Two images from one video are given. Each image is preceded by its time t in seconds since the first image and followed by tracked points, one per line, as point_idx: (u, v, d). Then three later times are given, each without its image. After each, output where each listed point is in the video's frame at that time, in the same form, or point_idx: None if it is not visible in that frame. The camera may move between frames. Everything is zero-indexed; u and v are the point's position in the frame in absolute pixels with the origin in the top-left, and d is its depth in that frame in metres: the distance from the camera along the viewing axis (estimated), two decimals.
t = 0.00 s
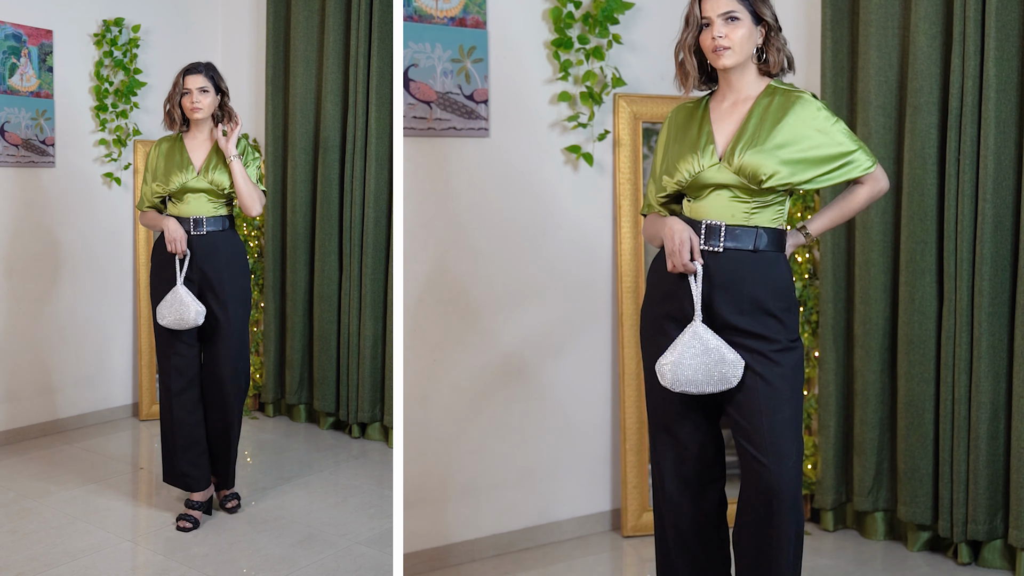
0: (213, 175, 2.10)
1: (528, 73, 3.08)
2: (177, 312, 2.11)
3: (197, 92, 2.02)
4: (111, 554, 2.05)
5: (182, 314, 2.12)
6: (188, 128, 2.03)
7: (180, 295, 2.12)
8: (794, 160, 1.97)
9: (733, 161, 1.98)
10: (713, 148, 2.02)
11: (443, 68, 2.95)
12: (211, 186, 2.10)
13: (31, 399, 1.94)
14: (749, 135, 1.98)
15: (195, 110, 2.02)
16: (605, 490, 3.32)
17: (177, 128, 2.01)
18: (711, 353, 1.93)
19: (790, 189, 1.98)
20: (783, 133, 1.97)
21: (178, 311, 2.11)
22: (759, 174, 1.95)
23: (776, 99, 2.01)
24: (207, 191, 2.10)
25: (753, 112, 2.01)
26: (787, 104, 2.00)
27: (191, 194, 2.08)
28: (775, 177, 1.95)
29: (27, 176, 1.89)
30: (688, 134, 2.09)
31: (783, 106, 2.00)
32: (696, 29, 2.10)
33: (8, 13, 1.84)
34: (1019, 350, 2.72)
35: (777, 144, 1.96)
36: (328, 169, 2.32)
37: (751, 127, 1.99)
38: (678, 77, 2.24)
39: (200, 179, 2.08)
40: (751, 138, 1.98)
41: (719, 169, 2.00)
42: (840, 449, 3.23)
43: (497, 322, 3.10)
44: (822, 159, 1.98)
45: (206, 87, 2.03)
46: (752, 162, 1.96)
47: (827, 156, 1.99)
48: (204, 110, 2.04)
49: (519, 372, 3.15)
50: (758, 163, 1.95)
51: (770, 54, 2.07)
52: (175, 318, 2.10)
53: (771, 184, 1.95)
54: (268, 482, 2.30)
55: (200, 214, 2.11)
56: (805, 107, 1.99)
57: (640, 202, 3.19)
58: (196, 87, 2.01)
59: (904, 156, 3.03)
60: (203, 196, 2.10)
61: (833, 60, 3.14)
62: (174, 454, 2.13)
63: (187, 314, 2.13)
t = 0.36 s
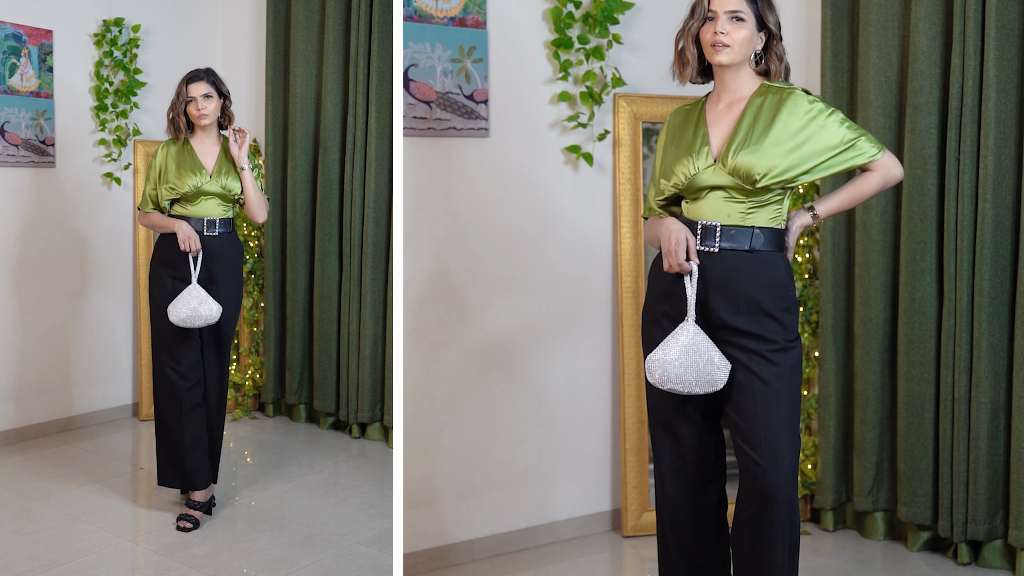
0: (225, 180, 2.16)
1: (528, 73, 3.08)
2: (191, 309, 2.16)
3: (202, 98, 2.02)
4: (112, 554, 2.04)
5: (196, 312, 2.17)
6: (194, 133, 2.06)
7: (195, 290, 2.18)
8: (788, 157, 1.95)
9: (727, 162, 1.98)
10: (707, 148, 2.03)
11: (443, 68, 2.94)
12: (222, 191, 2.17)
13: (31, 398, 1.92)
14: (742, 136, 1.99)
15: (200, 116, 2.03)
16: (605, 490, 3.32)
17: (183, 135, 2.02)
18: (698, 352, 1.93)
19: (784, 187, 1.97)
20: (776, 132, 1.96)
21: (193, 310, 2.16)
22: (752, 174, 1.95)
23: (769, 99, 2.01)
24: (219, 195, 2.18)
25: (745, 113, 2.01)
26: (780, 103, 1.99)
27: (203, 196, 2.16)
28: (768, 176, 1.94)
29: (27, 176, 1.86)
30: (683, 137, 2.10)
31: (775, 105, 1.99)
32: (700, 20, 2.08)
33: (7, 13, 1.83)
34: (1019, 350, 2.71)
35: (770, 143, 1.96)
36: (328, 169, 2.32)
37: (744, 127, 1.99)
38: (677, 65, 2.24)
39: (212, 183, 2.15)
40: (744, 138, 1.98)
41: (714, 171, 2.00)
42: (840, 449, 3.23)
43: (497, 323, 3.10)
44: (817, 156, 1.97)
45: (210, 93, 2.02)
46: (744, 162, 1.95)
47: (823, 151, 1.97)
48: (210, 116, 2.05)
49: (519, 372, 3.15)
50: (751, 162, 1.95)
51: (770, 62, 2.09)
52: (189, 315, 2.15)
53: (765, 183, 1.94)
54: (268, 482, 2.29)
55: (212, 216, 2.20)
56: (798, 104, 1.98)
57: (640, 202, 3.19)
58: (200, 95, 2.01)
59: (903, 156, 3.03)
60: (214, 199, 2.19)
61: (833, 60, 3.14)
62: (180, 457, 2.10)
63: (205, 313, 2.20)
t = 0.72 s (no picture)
0: (226, 180, 2.10)
1: (528, 72, 3.08)
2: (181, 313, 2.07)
3: (205, 100, 2.02)
4: (112, 555, 2.05)
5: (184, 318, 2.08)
6: (197, 133, 2.03)
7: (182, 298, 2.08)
8: (782, 156, 1.95)
9: (723, 162, 1.98)
10: (704, 149, 2.04)
11: (443, 68, 2.94)
12: (223, 190, 2.10)
13: (32, 399, 1.92)
14: (737, 136, 1.98)
15: (202, 117, 2.03)
16: (605, 490, 3.32)
17: (185, 134, 2.01)
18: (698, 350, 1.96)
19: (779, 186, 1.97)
20: (771, 131, 1.96)
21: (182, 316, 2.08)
22: (747, 173, 1.95)
23: (765, 98, 2.00)
24: (219, 196, 2.10)
25: (742, 113, 2.01)
26: (775, 101, 1.98)
27: (203, 196, 2.08)
28: (762, 176, 1.94)
29: (28, 176, 1.87)
30: (681, 138, 2.10)
31: (770, 104, 1.99)
32: (701, 19, 2.07)
33: (8, 13, 1.82)
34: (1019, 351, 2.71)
35: (765, 142, 1.95)
36: (329, 169, 2.33)
37: (739, 127, 1.99)
38: (677, 64, 2.24)
39: (213, 183, 2.07)
40: (739, 138, 1.98)
41: (710, 172, 2.00)
42: (840, 449, 3.23)
43: (498, 324, 3.11)
44: (812, 154, 1.96)
45: (212, 95, 2.03)
46: (739, 162, 1.95)
47: (818, 148, 1.97)
48: (212, 116, 2.05)
49: (519, 372, 3.15)
50: (746, 163, 1.95)
51: (770, 65, 2.09)
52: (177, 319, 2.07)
53: (760, 183, 1.94)
54: (268, 482, 2.29)
55: (212, 216, 2.11)
56: (792, 102, 1.97)
57: (639, 202, 3.19)
58: (203, 95, 2.01)
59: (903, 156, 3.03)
60: (214, 199, 2.10)
61: (833, 60, 3.14)
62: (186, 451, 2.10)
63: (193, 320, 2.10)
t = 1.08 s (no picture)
0: (222, 181, 2.22)
1: (528, 72, 3.08)
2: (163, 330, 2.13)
3: (203, 100, 2.01)
4: (112, 555, 2.04)
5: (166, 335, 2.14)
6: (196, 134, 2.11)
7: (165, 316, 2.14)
8: (788, 150, 1.96)
9: (729, 156, 1.98)
10: (708, 143, 2.02)
11: (443, 68, 2.95)
12: (218, 191, 2.24)
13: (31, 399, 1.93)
14: (744, 130, 1.98)
15: (201, 116, 2.02)
16: (605, 490, 3.32)
17: (183, 135, 2.03)
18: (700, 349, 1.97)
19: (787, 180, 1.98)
20: (778, 126, 1.97)
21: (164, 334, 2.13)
22: (755, 168, 1.95)
23: (770, 92, 2.00)
24: (215, 195, 2.25)
25: (746, 107, 2.01)
26: (781, 96, 1.99)
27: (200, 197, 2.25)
28: (770, 170, 1.95)
29: (28, 176, 1.87)
30: (683, 130, 2.08)
31: (777, 98, 1.99)
32: (705, 13, 2.03)
33: (8, 13, 1.82)
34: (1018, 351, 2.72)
35: (772, 136, 1.96)
36: (329, 169, 2.32)
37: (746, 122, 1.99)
38: (678, 55, 2.20)
39: (209, 183, 2.22)
40: (746, 133, 1.98)
41: (715, 166, 2.00)
42: (840, 448, 3.23)
43: (498, 324, 3.11)
44: (823, 149, 1.97)
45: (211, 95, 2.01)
46: (746, 157, 1.96)
47: (825, 141, 1.97)
48: (210, 116, 2.04)
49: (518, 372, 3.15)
50: (753, 158, 1.96)
51: (774, 56, 2.10)
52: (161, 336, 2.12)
53: (767, 177, 1.95)
54: (268, 482, 2.28)
55: (208, 216, 2.28)
56: (798, 95, 1.98)
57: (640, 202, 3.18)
58: (201, 96, 2.00)
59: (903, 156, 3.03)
60: (211, 199, 2.27)
61: (833, 60, 3.14)
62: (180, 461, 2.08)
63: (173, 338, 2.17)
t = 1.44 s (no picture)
0: (214, 179, 2.15)
1: (528, 73, 3.08)
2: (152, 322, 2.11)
3: (196, 99, 2.00)
4: (112, 555, 2.04)
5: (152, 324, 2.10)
6: (188, 133, 2.05)
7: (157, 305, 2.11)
8: (811, 145, 1.98)
9: (756, 149, 1.97)
10: (732, 135, 1.99)
11: (443, 68, 2.95)
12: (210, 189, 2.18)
13: (31, 399, 1.93)
14: (769, 124, 1.98)
15: (193, 116, 2.01)
16: (605, 490, 3.32)
17: (175, 134, 2.02)
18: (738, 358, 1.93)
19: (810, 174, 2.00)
20: (803, 121, 1.98)
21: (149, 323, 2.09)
22: (782, 162, 1.96)
23: (789, 87, 2.02)
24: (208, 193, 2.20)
25: (768, 100, 2.01)
26: (800, 91, 2.00)
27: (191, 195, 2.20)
28: (795, 164, 1.97)
29: (28, 176, 1.87)
30: (700, 120, 2.04)
31: (796, 93, 2.00)
32: (719, 9, 2.02)
33: (7, 13, 1.82)
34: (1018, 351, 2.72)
35: (795, 131, 1.97)
36: (328, 169, 2.32)
37: (770, 116, 1.99)
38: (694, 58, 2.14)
39: (201, 182, 2.16)
40: (770, 127, 1.98)
41: (740, 159, 1.97)
42: (840, 448, 3.23)
43: (497, 324, 3.11)
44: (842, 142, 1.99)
45: (204, 94, 2.00)
46: (774, 151, 1.96)
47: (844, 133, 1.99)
48: (203, 117, 2.03)
49: (518, 372, 3.14)
50: (780, 152, 1.96)
51: (790, 45, 2.07)
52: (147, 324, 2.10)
53: (793, 172, 1.97)
54: (268, 482, 2.29)
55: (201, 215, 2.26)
56: (816, 90, 2.00)
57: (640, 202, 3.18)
58: (194, 95, 1.99)
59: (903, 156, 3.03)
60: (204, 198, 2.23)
61: (833, 59, 3.14)
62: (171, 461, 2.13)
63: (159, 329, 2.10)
